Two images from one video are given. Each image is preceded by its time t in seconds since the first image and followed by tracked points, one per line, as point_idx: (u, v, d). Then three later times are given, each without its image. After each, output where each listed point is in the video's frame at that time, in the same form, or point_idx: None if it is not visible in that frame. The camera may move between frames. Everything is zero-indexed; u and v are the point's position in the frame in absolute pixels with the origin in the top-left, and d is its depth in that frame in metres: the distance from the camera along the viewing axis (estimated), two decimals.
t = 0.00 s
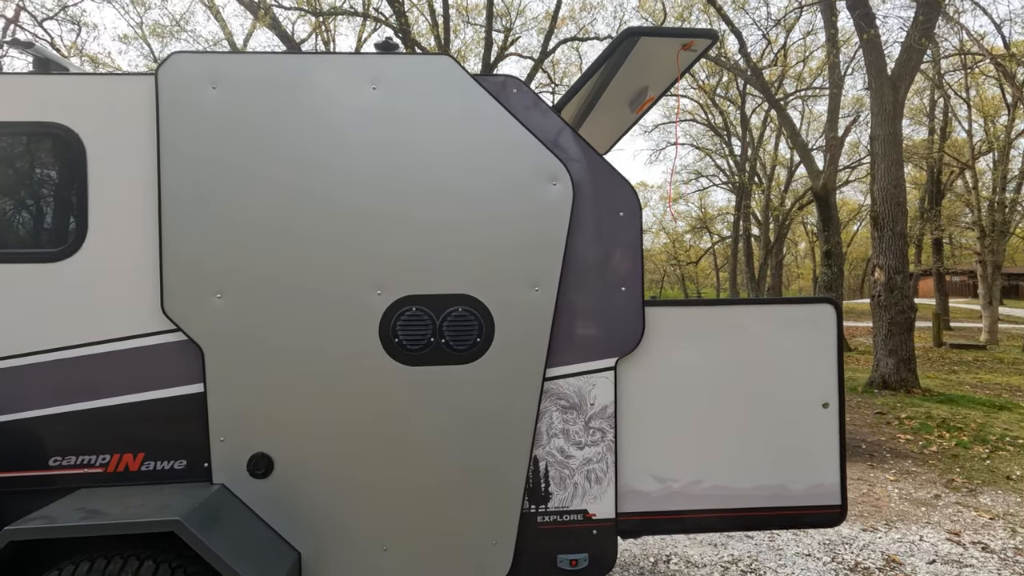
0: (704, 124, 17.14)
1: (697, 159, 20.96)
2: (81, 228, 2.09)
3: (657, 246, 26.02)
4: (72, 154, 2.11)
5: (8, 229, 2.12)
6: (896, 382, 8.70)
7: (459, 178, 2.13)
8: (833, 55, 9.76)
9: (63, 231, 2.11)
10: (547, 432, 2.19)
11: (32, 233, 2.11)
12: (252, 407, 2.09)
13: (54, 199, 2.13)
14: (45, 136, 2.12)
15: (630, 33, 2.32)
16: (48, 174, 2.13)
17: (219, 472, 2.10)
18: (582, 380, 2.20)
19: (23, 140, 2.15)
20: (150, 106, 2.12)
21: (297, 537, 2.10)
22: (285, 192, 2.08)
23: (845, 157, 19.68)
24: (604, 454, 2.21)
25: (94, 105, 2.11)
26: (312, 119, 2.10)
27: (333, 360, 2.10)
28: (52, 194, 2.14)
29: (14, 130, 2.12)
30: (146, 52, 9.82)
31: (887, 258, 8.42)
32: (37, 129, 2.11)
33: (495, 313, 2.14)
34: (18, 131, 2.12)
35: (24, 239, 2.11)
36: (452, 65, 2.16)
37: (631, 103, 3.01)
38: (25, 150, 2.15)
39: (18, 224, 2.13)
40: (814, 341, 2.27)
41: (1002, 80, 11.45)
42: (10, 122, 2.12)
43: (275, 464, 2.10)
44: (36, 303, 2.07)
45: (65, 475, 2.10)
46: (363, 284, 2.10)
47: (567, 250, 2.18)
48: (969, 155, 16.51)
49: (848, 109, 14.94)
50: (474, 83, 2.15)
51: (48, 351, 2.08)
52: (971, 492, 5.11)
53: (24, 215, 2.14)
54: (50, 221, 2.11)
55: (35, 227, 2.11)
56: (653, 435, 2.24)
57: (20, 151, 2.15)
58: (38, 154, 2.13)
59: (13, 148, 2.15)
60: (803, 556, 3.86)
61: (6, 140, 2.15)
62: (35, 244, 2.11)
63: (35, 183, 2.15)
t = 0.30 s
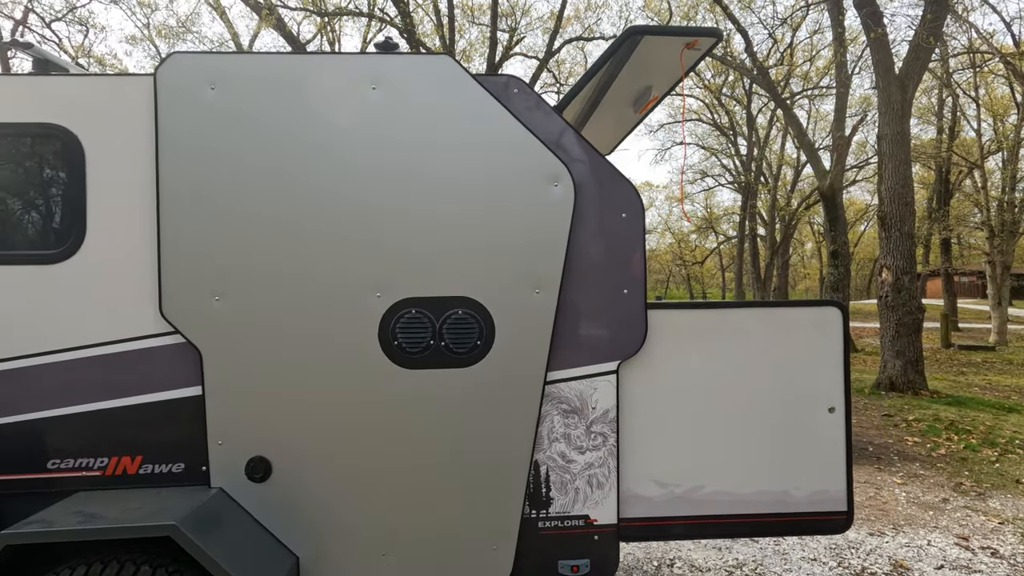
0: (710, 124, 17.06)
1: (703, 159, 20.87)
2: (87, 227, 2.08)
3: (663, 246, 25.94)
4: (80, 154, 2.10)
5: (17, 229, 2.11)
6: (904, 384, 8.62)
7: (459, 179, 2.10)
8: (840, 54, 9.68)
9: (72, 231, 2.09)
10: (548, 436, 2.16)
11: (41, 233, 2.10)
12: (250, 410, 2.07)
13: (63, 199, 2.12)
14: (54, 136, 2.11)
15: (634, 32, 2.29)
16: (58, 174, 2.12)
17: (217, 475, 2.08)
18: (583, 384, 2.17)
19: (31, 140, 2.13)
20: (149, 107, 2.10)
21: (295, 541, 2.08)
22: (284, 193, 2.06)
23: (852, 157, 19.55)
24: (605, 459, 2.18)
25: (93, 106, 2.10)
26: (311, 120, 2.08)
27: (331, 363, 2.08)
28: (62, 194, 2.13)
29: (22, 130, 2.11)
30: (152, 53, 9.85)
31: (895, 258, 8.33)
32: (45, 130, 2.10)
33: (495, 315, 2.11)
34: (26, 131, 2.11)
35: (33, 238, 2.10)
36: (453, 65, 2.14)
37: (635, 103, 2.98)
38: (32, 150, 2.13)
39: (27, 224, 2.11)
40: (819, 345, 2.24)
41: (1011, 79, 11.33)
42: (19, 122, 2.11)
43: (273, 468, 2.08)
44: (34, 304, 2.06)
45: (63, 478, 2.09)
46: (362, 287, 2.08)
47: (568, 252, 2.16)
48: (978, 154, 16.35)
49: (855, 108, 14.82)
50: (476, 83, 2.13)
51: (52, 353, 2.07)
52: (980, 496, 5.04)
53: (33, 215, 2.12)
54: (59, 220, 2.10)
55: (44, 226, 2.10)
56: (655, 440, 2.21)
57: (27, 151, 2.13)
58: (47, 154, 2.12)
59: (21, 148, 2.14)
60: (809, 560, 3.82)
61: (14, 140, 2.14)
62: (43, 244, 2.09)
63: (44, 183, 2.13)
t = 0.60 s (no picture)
0: (715, 123, 16.96)
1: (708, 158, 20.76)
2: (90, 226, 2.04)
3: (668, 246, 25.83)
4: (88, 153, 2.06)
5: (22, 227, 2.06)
6: (912, 385, 8.53)
7: (460, 174, 2.06)
8: (847, 51, 9.58)
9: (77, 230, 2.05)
10: (551, 437, 2.11)
11: (48, 232, 2.06)
12: (248, 410, 2.03)
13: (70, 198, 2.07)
14: (62, 133, 2.07)
15: (638, 24, 2.24)
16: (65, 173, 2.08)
17: (213, 476, 2.04)
18: (587, 384, 2.12)
19: (37, 137, 2.08)
20: (146, 101, 2.07)
21: (293, 543, 2.04)
22: (281, 188, 2.02)
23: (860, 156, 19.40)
24: (610, 460, 2.13)
25: (88, 100, 2.07)
26: (309, 114, 2.04)
27: (330, 362, 2.03)
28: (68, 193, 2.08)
29: (29, 126, 2.07)
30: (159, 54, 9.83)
31: (902, 258, 8.24)
32: (52, 126, 2.06)
33: (497, 313, 2.07)
34: (33, 127, 2.07)
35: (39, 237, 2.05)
36: (454, 57, 2.09)
37: (640, 98, 2.93)
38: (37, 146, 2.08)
39: (33, 223, 2.06)
40: (830, 346, 2.18)
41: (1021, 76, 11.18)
42: (26, 118, 2.06)
43: (271, 468, 2.04)
44: (28, 302, 2.03)
45: (58, 479, 2.06)
46: (360, 284, 2.04)
47: (571, 249, 2.11)
48: (987, 153, 16.17)
49: (862, 107, 14.69)
50: (477, 76, 2.09)
51: (51, 352, 2.03)
52: (991, 499, 4.96)
53: (39, 214, 2.07)
54: (65, 220, 2.06)
55: (52, 225, 2.06)
56: (661, 441, 2.16)
57: (31, 147, 2.08)
58: (53, 152, 2.08)
59: (25, 144, 2.08)
60: (817, 563, 3.76)
61: (19, 136, 2.09)
62: (48, 243, 2.05)
63: (51, 181, 2.09)
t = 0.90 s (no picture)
0: (721, 122, 16.88)
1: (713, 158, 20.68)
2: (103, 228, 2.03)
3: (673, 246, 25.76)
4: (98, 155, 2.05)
5: (33, 230, 2.06)
6: (922, 386, 8.46)
7: (479, 175, 2.04)
8: (855, 50, 9.51)
9: (86, 232, 2.04)
10: (570, 441, 2.10)
11: (55, 233, 2.05)
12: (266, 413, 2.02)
13: (77, 200, 2.07)
14: (71, 137, 2.06)
15: (657, 23, 2.22)
16: (73, 175, 2.07)
17: (231, 480, 2.03)
18: (606, 387, 2.10)
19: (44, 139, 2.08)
20: (162, 102, 2.06)
21: (311, 548, 2.03)
22: (299, 191, 2.01)
23: (866, 155, 19.29)
24: (630, 464, 2.11)
25: (105, 102, 2.06)
26: (326, 115, 2.03)
27: (347, 365, 2.02)
28: (75, 194, 2.07)
29: (36, 129, 2.07)
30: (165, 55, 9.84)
31: (912, 258, 8.17)
32: (59, 129, 2.06)
33: (516, 316, 2.05)
34: (41, 131, 2.06)
35: (49, 240, 2.05)
36: (472, 57, 2.08)
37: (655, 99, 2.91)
38: (46, 149, 2.08)
39: (41, 225, 2.06)
40: (851, 349, 2.16)
41: None
42: (34, 121, 2.06)
43: (288, 472, 2.03)
44: (46, 305, 2.02)
45: (76, 482, 2.05)
46: (378, 287, 2.02)
47: (590, 251, 2.09)
48: (996, 152, 16.04)
49: (869, 106, 14.59)
50: (496, 76, 2.07)
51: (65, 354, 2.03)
52: (1005, 502, 4.90)
53: (48, 215, 2.06)
54: (74, 222, 2.05)
55: (60, 227, 2.05)
56: (681, 446, 2.14)
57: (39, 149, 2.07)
58: (62, 154, 2.07)
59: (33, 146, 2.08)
60: (831, 567, 3.73)
61: (26, 139, 2.08)
62: (58, 244, 2.04)
63: (60, 183, 2.08)
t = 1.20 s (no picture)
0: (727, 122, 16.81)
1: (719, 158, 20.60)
2: (116, 229, 2.04)
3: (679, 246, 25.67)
4: (105, 157, 2.08)
5: (37, 232, 2.06)
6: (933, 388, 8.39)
7: (508, 179, 2.03)
8: (864, 49, 9.44)
9: (94, 233, 2.06)
10: (600, 446, 2.09)
11: (62, 234, 2.06)
12: (295, 418, 2.01)
13: (84, 201, 2.08)
14: (74, 139, 2.07)
15: (687, 25, 2.21)
16: (77, 176, 2.08)
17: (261, 485, 2.03)
18: (636, 392, 2.09)
19: (46, 142, 2.09)
20: (191, 106, 2.06)
21: (341, 554, 2.02)
22: (328, 195, 2.00)
23: (873, 155, 19.17)
24: (660, 470, 2.10)
25: (132, 106, 2.05)
26: (354, 118, 2.02)
27: (377, 370, 2.01)
28: (82, 196, 2.08)
29: (35, 131, 2.07)
30: (172, 56, 9.86)
31: (923, 258, 8.09)
32: (63, 131, 2.07)
33: (546, 321, 2.03)
34: (42, 133, 2.07)
35: (56, 242, 2.06)
36: (502, 61, 2.06)
37: (678, 100, 2.89)
38: (48, 152, 2.09)
39: (48, 226, 2.07)
40: (884, 354, 2.14)
41: None
42: (35, 124, 2.06)
43: (318, 478, 2.02)
44: (74, 310, 2.02)
45: (106, 487, 2.05)
46: (408, 291, 2.01)
47: (621, 255, 2.07)
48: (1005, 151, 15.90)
49: (877, 105, 14.47)
50: (526, 79, 2.06)
51: (90, 359, 2.02)
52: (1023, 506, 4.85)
53: (53, 216, 2.07)
54: (81, 223, 2.06)
55: (66, 228, 2.06)
56: (712, 451, 2.13)
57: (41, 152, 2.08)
58: (67, 157, 2.09)
59: (35, 149, 2.08)
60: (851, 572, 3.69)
61: (24, 142, 2.08)
62: (68, 246, 2.06)
63: (64, 185, 2.09)
